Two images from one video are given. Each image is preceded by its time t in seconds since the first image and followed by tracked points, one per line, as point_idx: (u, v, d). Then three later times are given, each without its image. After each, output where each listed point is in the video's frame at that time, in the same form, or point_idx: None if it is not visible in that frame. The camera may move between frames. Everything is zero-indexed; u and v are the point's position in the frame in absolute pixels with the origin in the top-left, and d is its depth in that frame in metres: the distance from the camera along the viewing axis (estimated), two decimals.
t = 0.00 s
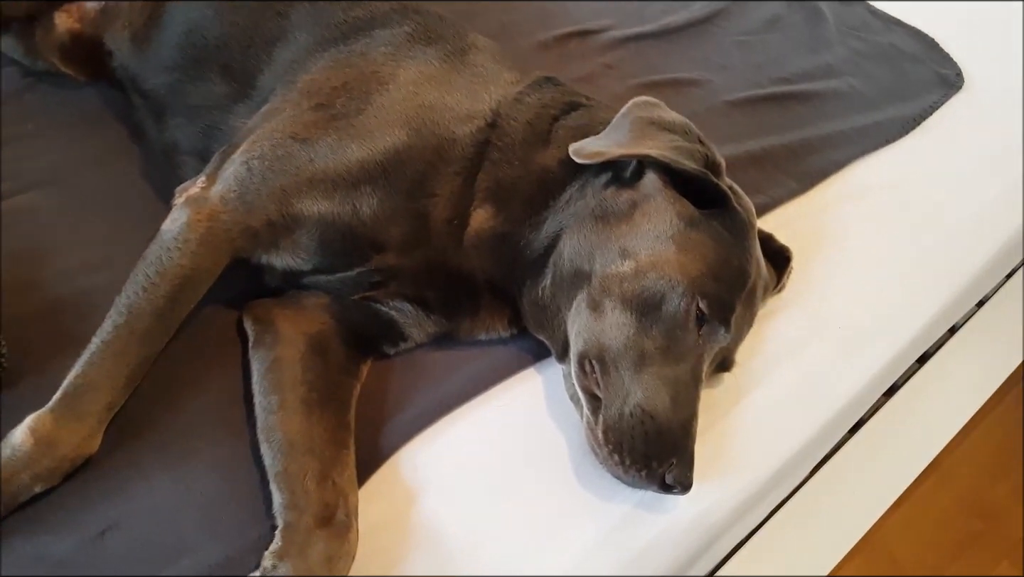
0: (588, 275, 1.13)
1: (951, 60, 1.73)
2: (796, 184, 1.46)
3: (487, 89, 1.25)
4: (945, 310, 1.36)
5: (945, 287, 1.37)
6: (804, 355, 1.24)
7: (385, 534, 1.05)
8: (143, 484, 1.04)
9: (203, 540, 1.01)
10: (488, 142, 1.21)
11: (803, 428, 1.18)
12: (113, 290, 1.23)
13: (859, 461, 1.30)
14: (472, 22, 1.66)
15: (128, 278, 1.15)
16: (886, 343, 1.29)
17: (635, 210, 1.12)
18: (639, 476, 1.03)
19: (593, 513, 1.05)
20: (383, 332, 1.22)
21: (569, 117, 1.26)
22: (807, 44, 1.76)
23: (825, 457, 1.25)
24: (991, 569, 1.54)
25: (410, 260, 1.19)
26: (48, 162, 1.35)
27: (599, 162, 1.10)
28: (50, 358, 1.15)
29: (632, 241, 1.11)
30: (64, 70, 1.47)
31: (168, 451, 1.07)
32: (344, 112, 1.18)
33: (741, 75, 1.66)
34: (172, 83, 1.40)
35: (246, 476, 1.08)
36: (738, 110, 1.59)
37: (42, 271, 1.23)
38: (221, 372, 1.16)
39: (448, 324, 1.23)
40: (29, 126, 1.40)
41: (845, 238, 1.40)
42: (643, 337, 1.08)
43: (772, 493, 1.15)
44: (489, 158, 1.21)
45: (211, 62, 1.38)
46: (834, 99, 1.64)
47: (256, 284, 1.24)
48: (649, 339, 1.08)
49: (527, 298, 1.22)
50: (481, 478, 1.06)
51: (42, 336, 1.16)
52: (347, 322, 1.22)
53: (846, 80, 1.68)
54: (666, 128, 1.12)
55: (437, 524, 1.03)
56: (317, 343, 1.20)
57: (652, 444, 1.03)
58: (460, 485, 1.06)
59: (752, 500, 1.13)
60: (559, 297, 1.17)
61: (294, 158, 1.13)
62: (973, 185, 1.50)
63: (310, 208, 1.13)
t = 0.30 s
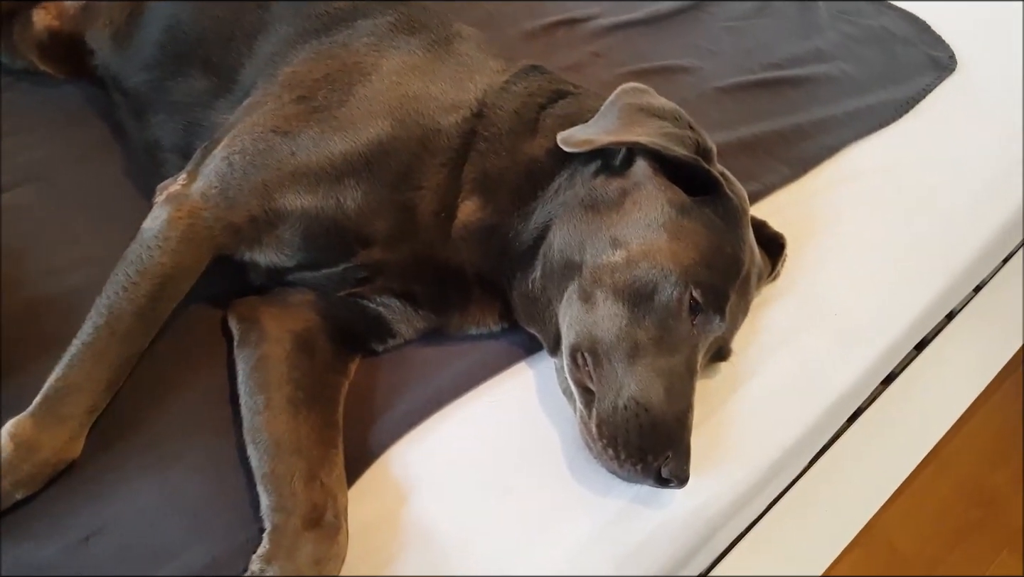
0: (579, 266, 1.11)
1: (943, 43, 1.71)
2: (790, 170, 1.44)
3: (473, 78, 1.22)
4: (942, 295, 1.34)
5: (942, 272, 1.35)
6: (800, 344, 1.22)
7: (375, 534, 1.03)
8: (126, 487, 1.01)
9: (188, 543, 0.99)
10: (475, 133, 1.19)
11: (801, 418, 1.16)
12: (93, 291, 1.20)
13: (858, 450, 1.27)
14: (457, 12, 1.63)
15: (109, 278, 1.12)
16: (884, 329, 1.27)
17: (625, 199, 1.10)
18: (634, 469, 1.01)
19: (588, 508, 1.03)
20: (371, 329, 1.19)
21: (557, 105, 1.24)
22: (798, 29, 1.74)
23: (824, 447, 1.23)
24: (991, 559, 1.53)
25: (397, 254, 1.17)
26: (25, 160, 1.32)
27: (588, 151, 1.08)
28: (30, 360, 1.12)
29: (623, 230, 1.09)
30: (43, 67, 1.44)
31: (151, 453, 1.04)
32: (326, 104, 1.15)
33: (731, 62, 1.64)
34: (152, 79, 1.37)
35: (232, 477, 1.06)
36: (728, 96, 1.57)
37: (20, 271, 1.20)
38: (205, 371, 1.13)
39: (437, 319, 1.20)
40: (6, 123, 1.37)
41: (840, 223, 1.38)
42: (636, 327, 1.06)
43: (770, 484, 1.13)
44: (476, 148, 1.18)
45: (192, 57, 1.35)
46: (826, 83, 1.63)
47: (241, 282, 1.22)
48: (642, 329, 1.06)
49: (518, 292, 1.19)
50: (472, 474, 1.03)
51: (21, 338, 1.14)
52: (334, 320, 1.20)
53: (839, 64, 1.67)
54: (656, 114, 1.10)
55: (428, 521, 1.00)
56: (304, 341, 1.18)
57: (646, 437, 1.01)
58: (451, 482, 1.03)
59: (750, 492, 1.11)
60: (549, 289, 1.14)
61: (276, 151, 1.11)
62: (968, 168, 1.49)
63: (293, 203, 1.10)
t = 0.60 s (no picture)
0: (573, 261, 1.09)
1: (939, 33, 1.70)
2: (786, 162, 1.42)
3: (463, 71, 1.20)
4: (941, 286, 1.32)
5: (940, 263, 1.33)
6: (797, 338, 1.21)
7: (367, 535, 1.01)
8: (113, 491, 0.99)
9: (177, 547, 0.97)
10: (466, 127, 1.17)
11: (799, 413, 1.14)
12: (79, 291, 1.18)
13: (857, 445, 1.26)
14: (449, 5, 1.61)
15: (94, 278, 1.10)
16: (882, 323, 1.25)
17: (619, 192, 1.08)
18: (631, 467, 1.00)
19: (584, 506, 1.02)
20: (362, 327, 1.18)
21: (550, 98, 1.22)
22: (792, 20, 1.72)
23: (822, 442, 1.21)
24: (990, 550, 1.51)
25: (388, 251, 1.15)
26: (9, 158, 1.30)
27: (581, 144, 1.06)
28: (16, 362, 1.10)
29: (617, 224, 1.07)
30: (27, 64, 1.42)
31: (139, 455, 1.02)
32: (314, 98, 1.13)
33: (726, 53, 1.63)
34: (138, 75, 1.35)
35: (221, 478, 1.04)
36: (723, 89, 1.55)
37: (5, 271, 1.18)
38: (194, 372, 1.11)
39: (429, 316, 1.18)
40: None
41: (837, 216, 1.37)
42: (631, 324, 1.04)
43: (768, 480, 1.11)
44: (467, 143, 1.16)
45: (178, 52, 1.33)
46: (823, 74, 1.61)
47: (230, 281, 1.20)
48: (637, 325, 1.04)
49: (511, 288, 1.18)
50: (466, 473, 1.02)
51: (6, 339, 1.11)
52: (325, 318, 1.18)
53: (835, 55, 1.65)
54: (650, 107, 1.08)
55: (420, 521, 0.99)
56: (294, 340, 1.16)
57: (642, 435, 1.00)
58: (444, 482, 1.01)
59: (748, 488, 1.09)
60: (543, 285, 1.13)
61: (263, 147, 1.09)
62: (966, 159, 1.47)
63: (281, 199, 1.08)
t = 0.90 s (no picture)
0: (568, 261, 1.09)
1: (934, 30, 1.69)
2: (780, 160, 1.42)
3: (457, 69, 1.20)
4: (937, 284, 1.32)
5: (936, 261, 1.33)
6: (793, 337, 1.20)
7: (361, 536, 1.01)
8: (104, 493, 0.98)
9: (169, 550, 0.96)
10: (459, 125, 1.16)
11: (795, 413, 1.14)
12: (69, 292, 1.17)
13: (853, 444, 1.26)
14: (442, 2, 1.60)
15: (85, 279, 1.09)
16: (878, 321, 1.25)
17: (614, 192, 1.08)
18: (626, 468, 0.99)
19: (579, 508, 1.01)
20: (356, 327, 1.17)
21: (545, 96, 1.21)
22: (787, 18, 1.72)
23: (818, 441, 1.21)
24: (985, 548, 1.52)
25: (381, 250, 1.14)
26: None
27: (575, 143, 1.05)
28: (6, 363, 1.09)
29: (612, 224, 1.07)
30: (17, 62, 1.40)
31: (131, 457, 1.01)
32: (306, 97, 1.12)
33: (721, 51, 1.62)
34: (129, 73, 1.34)
35: (214, 480, 1.03)
36: (718, 87, 1.54)
37: None
38: (186, 373, 1.11)
39: (423, 316, 1.18)
40: None
41: (832, 214, 1.36)
42: (626, 324, 1.03)
43: (764, 478, 1.10)
44: (461, 141, 1.16)
45: (169, 51, 1.32)
46: (818, 72, 1.61)
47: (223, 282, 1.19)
48: (632, 325, 1.03)
49: (506, 288, 1.17)
50: (460, 473, 1.01)
51: None
52: (319, 319, 1.17)
53: (830, 52, 1.65)
54: (645, 105, 1.08)
55: (415, 522, 0.98)
56: (288, 341, 1.15)
57: (638, 435, 0.99)
58: (438, 482, 1.01)
59: (744, 488, 1.08)
60: (538, 285, 1.12)
61: (255, 147, 1.08)
62: (962, 155, 1.47)
63: (273, 199, 1.07)
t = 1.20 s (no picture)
0: (565, 261, 1.08)
1: (932, 29, 1.69)
2: (778, 159, 1.42)
3: (454, 69, 1.19)
4: (936, 283, 1.32)
5: (935, 260, 1.33)
6: (791, 336, 1.20)
7: (358, 537, 1.00)
8: (101, 494, 0.98)
9: (167, 550, 0.96)
10: (456, 125, 1.16)
11: (794, 412, 1.14)
12: (65, 292, 1.17)
13: (851, 443, 1.26)
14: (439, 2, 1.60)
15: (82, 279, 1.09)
16: (877, 320, 1.25)
17: (612, 191, 1.07)
18: (624, 469, 0.99)
19: (577, 508, 1.01)
20: (353, 328, 1.17)
21: (542, 96, 1.21)
22: (784, 17, 1.72)
23: (816, 440, 1.21)
24: (984, 547, 1.52)
25: (379, 251, 1.14)
26: None
27: (573, 142, 1.05)
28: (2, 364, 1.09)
29: (609, 224, 1.06)
30: (12, 62, 1.39)
31: (128, 458, 1.01)
32: (302, 97, 1.12)
33: (718, 49, 1.62)
34: (125, 73, 1.33)
35: (210, 481, 1.03)
36: (716, 86, 1.54)
37: None
38: (183, 374, 1.10)
39: (421, 316, 1.18)
40: None
41: (830, 214, 1.36)
42: (624, 324, 1.03)
43: (762, 478, 1.11)
44: (458, 141, 1.15)
45: (165, 50, 1.32)
46: (815, 71, 1.61)
47: (220, 282, 1.19)
48: (630, 325, 1.03)
49: (503, 288, 1.17)
50: (459, 473, 1.01)
51: None
52: (316, 319, 1.17)
53: (827, 51, 1.65)
54: (642, 105, 1.07)
55: (412, 523, 0.98)
56: (285, 342, 1.15)
57: (636, 436, 0.99)
58: (436, 483, 1.00)
59: (742, 487, 1.08)
60: (536, 285, 1.12)
61: (251, 147, 1.08)
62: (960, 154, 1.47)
63: (270, 199, 1.07)
